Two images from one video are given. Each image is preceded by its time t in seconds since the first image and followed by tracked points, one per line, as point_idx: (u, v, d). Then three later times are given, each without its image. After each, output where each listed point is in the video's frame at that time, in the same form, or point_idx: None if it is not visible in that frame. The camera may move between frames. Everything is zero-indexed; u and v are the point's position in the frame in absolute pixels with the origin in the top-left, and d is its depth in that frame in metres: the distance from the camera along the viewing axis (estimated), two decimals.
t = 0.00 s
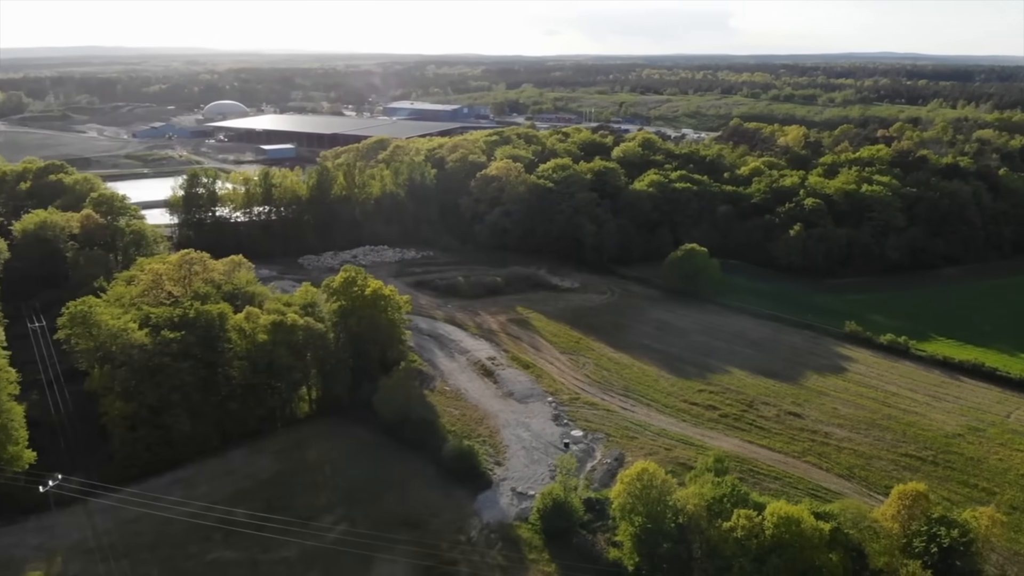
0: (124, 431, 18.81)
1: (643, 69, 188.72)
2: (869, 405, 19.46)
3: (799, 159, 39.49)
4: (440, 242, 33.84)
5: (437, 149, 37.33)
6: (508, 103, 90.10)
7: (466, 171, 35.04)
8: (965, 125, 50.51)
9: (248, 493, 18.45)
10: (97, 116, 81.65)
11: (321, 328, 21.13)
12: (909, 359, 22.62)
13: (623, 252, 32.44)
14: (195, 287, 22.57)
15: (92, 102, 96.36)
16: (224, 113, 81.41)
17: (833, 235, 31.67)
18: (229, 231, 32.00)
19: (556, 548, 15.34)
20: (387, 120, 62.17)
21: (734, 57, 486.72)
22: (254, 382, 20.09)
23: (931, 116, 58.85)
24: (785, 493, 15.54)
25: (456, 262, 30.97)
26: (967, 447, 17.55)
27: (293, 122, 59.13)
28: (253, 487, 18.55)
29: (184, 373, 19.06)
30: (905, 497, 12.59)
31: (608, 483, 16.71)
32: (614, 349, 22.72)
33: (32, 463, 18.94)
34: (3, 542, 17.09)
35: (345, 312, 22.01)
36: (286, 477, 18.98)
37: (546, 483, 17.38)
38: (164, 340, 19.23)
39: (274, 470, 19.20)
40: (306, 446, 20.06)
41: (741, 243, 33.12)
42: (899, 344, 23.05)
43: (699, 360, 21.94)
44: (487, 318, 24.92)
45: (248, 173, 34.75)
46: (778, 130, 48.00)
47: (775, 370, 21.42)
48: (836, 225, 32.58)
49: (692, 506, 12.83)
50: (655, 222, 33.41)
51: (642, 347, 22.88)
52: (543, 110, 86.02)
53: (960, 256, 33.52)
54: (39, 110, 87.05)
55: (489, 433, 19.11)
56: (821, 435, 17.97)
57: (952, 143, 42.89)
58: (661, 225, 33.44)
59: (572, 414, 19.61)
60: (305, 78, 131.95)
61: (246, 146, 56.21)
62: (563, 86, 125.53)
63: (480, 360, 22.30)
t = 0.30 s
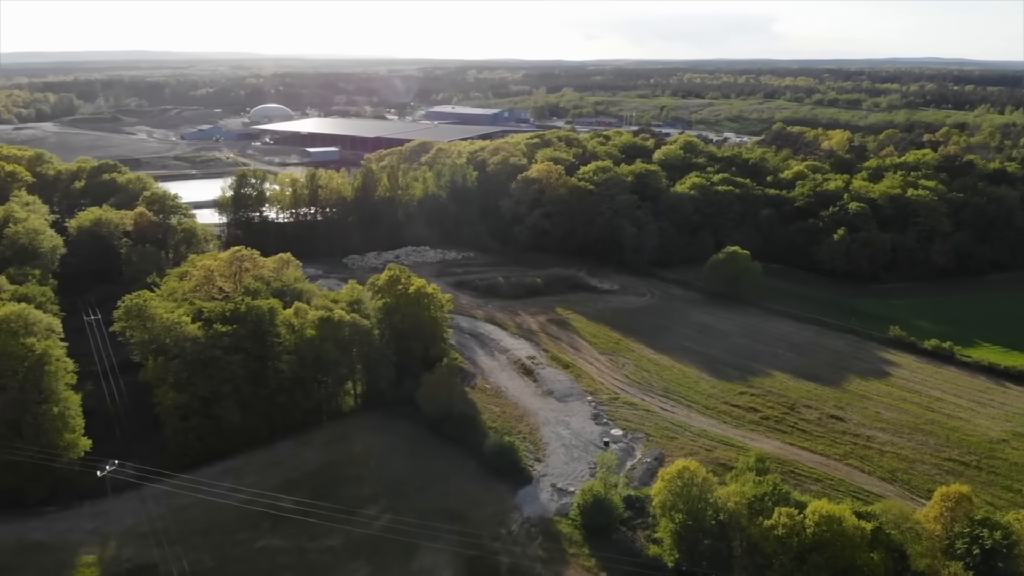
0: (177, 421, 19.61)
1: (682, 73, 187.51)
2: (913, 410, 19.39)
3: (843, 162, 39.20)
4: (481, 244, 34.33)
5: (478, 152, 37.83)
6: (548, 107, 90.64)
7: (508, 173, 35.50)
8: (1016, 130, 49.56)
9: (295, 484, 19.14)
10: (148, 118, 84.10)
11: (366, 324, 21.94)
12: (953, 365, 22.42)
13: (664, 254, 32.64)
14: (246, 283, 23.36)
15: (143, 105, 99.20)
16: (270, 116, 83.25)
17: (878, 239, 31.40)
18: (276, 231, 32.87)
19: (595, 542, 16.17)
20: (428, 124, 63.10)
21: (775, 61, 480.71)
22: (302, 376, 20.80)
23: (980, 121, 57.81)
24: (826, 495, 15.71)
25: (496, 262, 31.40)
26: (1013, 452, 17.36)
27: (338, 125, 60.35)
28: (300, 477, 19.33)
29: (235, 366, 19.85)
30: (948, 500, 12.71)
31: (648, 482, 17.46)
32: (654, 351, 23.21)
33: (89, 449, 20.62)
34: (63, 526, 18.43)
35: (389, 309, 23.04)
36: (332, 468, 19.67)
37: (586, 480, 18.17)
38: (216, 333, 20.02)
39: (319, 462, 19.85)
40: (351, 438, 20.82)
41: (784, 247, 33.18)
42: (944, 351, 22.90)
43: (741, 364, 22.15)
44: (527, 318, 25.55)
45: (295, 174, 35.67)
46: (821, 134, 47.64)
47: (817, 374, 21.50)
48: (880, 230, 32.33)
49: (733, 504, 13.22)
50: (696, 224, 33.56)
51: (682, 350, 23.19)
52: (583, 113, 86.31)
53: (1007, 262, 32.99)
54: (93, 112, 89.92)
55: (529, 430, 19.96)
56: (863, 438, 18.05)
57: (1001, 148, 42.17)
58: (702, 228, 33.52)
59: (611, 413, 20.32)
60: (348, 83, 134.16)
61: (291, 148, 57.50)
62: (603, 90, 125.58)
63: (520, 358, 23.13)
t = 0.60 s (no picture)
0: (230, 412, 20.57)
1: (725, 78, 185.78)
2: (960, 416, 19.47)
3: (892, 167, 38.82)
4: (524, 245, 34.72)
5: (522, 154, 38.32)
6: (592, 112, 91.03)
7: (550, 176, 35.91)
8: None
9: (343, 475, 20.06)
10: (199, 121, 86.59)
11: (412, 321, 22.97)
12: (1003, 372, 22.19)
13: (708, 257, 33.01)
14: (297, 279, 24.30)
15: (194, 108, 102.02)
16: (319, 120, 85.12)
17: (926, 245, 31.01)
18: (326, 230, 33.96)
19: (637, 539, 16.84)
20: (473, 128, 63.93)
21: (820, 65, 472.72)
22: (351, 370, 21.79)
23: None
24: (871, 497, 16.02)
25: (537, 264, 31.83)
26: None
27: (384, 129, 61.56)
28: (347, 469, 20.25)
29: (287, 358, 20.90)
30: (994, 503, 12.88)
31: (690, 482, 18.03)
32: (697, 353, 23.80)
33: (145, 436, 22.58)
34: (118, 512, 20.28)
35: (435, 307, 24.16)
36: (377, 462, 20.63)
37: (628, 478, 18.90)
38: (268, 328, 21.09)
39: (366, 455, 20.82)
40: (397, 432, 21.78)
41: (827, 252, 33.43)
42: (993, 357, 22.61)
43: (786, 368, 22.54)
44: (569, 319, 26.45)
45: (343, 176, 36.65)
46: (870, 138, 47.09)
47: (864, 378, 21.73)
48: (929, 235, 31.93)
49: (776, 503, 13.69)
50: (741, 228, 33.76)
51: (727, 353, 23.69)
52: (626, 117, 86.36)
53: None
54: (147, 115, 92.89)
55: (571, 428, 20.77)
56: (909, 443, 18.27)
57: None
58: (746, 232, 33.73)
59: (653, 414, 20.97)
60: (394, 87, 136.20)
61: (338, 151, 58.78)
62: (647, 94, 125.27)
63: (562, 358, 24.02)
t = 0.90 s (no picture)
0: (282, 405, 21.95)
1: (770, 82, 183.43)
2: (1009, 423, 19.91)
3: (943, 172, 38.28)
4: (566, 248, 35.17)
5: (566, 158, 38.91)
6: (636, 117, 91.34)
7: (594, 179, 36.57)
8: None
9: (392, 467, 21.29)
10: (248, 124, 88.79)
11: (456, 319, 24.03)
12: None
13: (751, 261, 33.23)
14: (347, 277, 25.51)
15: (243, 112, 104.49)
16: (365, 124, 86.83)
17: (977, 250, 30.85)
18: (372, 232, 34.78)
19: (680, 537, 17.70)
20: (518, 132, 64.63)
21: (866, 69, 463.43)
22: (398, 365, 23.10)
23: None
24: (917, 501, 16.47)
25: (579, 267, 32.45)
26: None
27: (430, 133, 62.65)
28: (392, 463, 21.37)
29: (337, 354, 22.41)
30: None
31: (734, 483, 18.81)
32: (742, 356, 24.49)
33: (199, 428, 23.46)
34: (174, 499, 21.60)
35: (479, 306, 25.15)
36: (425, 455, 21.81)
37: (670, 479, 19.58)
38: (321, 323, 22.69)
39: (411, 447, 22.14)
40: (440, 427, 23.05)
41: (878, 256, 33.05)
42: None
43: (833, 372, 23.12)
44: (612, 320, 27.25)
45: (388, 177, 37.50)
46: (920, 143, 46.55)
47: (910, 383, 22.21)
48: (979, 240, 31.78)
49: (821, 503, 14.25)
50: (787, 231, 33.97)
51: (772, 356, 24.36)
52: (670, 122, 86.44)
53: None
54: (198, 118, 95.50)
55: (614, 428, 21.53)
56: (956, 448, 18.71)
57: None
58: (793, 236, 33.89)
59: (697, 416, 21.65)
60: (437, 92, 137.76)
61: (384, 155, 59.90)
62: (691, 98, 124.75)
63: (605, 359, 24.86)
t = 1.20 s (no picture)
0: (331, 399, 23.29)
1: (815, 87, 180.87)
2: None
3: (993, 177, 37.91)
4: (608, 250, 35.81)
5: (609, 160, 39.50)
6: (679, 120, 91.60)
7: (636, 182, 36.95)
8: None
9: (438, 461, 22.44)
10: (294, 127, 90.68)
11: (499, 318, 24.99)
12: None
13: (798, 264, 33.79)
14: (393, 276, 26.67)
15: (289, 115, 106.70)
16: (409, 128, 88.23)
17: None
18: (416, 233, 35.57)
19: (722, 536, 18.38)
20: (559, 136, 65.14)
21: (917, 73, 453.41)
22: (443, 362, 24.29)
23: None
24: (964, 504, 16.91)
25: (621, 271, 33.01)
26: None
27: (472, 136, 63.49)
28: (437, 458, 22.55)
29: (384, 350, 23.58)
30: None
31: (777, 485, 19.35)
32: (786, 360, 25.00)
33: (250, 420, 24.15)
34: (225, 488, 22.56)
35: (523, 306, 25.80)
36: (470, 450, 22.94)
37: (712, 479, 20.24)
38: (369, 320, 23.97)
39: (456, 443, 23.28)
40: (482, 424, 24.14)
41: (925, 262, 33.25)
42: None
43: (878, 377, 23.51)
44: (653, 323, 27.96)
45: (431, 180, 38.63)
46: (969, 148, 45.70)
47: (957, 390, 22.56)
48: None
49: (865, 504, 14.76)
50: (833, 236, 34.41)
51: (816, 360, 24.84)
52: (714, 125, 86.41)
53: None
54: (245, 121, 97.72)
55: (656, 429, 22.22)
56: (1003, 454, 19.15)
57: None
58: (839, 240, 34.29)
59: (740, 418, 22.18)
60: (480, 96, 138.89)
61: (427, 158, 60.74)
62: (735, 101, 123.82)
63: (647, 361, 25.55)
